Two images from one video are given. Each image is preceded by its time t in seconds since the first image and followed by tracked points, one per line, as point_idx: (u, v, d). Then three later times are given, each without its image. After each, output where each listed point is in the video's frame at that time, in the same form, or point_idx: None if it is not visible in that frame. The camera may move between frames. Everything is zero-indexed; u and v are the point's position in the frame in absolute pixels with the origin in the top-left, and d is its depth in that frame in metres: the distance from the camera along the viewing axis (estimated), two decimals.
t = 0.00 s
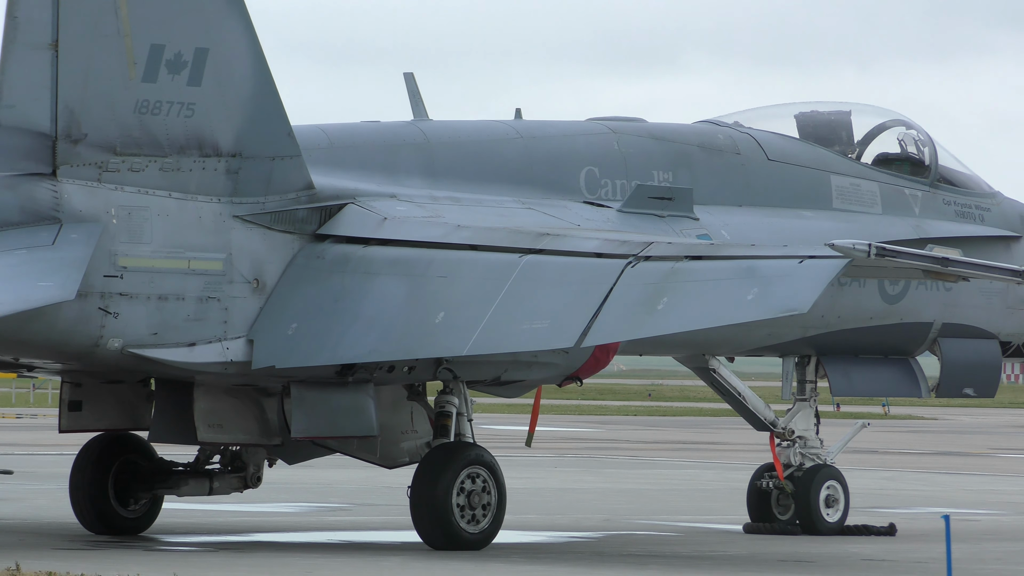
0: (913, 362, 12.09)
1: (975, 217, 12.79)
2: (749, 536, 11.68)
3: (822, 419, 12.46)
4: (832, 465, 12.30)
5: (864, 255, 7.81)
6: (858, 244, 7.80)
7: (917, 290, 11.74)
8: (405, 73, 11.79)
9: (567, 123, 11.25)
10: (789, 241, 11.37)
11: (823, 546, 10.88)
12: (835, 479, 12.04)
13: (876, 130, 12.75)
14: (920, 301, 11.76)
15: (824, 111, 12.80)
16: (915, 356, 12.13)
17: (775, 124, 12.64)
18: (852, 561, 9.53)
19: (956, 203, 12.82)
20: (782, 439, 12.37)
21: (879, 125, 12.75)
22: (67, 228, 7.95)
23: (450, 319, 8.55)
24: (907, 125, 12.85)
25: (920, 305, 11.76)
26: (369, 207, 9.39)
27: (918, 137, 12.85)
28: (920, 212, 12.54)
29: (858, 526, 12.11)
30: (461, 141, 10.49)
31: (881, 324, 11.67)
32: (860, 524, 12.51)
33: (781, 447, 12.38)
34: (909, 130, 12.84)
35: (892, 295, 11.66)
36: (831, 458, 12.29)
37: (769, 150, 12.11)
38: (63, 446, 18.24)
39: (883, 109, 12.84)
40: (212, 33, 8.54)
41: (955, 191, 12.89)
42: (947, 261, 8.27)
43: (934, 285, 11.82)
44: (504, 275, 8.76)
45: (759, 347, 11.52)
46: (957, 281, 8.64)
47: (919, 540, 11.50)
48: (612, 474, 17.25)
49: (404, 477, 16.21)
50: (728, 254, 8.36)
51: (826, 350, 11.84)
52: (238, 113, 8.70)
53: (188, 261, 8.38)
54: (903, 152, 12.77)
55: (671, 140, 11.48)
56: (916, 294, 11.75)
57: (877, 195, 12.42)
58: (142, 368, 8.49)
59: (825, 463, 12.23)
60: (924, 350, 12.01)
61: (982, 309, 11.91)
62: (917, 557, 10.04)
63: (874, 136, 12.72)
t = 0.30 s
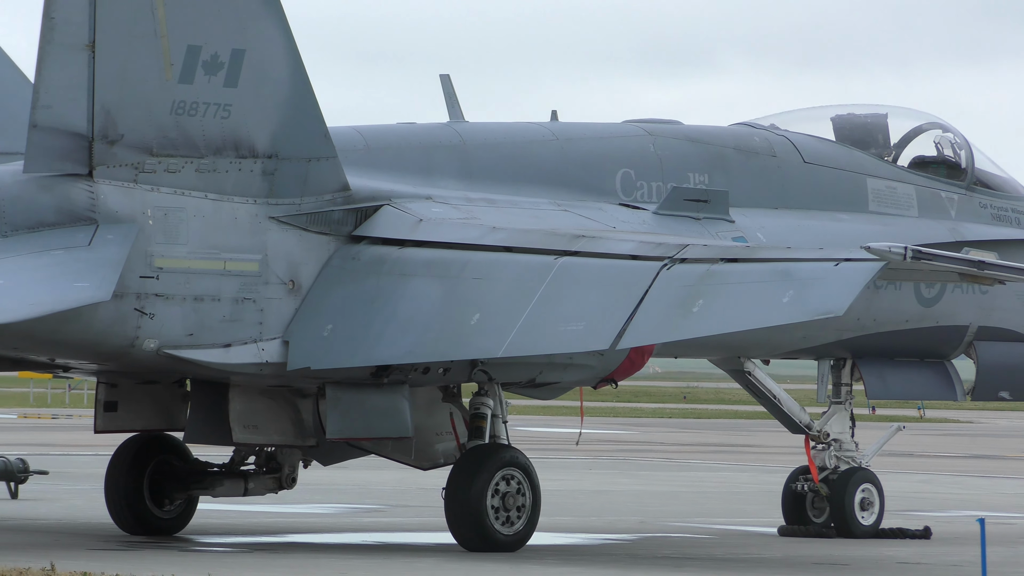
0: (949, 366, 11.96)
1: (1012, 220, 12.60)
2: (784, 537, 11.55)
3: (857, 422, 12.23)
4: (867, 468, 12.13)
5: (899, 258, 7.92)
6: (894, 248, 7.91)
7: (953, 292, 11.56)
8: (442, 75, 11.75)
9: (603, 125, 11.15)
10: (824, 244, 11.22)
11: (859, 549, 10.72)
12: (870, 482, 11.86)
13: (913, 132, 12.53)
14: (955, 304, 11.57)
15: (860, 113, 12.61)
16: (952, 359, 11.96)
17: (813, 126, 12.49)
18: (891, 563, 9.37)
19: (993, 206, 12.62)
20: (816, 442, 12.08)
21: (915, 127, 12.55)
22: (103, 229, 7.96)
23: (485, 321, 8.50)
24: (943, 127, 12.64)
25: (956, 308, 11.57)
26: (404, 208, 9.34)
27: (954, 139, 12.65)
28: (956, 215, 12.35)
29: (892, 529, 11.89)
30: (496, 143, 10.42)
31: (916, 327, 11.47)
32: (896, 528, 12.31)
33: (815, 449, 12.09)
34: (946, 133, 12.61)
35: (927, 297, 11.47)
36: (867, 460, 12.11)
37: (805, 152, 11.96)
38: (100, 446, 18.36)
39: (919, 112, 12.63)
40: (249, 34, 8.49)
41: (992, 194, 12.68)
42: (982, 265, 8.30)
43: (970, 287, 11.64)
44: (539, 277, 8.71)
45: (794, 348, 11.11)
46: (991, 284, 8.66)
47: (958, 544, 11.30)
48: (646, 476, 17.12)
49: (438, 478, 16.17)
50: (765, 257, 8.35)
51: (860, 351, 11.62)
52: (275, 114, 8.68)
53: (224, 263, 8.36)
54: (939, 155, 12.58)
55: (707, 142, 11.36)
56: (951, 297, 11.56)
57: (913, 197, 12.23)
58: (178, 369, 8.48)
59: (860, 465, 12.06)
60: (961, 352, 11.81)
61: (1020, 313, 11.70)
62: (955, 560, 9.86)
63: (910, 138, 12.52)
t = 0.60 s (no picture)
0: (982, 368, 11.79)
1: None
2: (815, 539, 11.39)
3: (889, 424, 12.07)
4: (899, 469, 11.95)
5: (932, 261, 7.63)
6: (927, 249, 7.63)
7: (986, 295, 11.36)
8: (474, 76, 11.70)
9: (635, 126, 11.05)
10: (854, 245, 11.07)
11: (891, 552, 10.55)
12: (902, 484, 11.71)
13: (946, 135, 12.34)
14: (989, 306, 11.38)
15: (893, 116, 12.46)
16: (984, 362, 11.81)
17: (847, 128, 12.35)
18: (929, 567, 9.22)
19: None
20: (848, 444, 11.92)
21: (947, 130, 12.36)
22: (136, 230, 7.95)
23: (517, 322, 8.43)
24: (976, 129, 12.43)
25: (990, 309, 11.38)
26: (436, 210, 9.29)
27: (987, 142, 12.47)
28: (989, 217, 12.20)
29: (925, 531, 11.73)
30: (528, 144, 10.35)
31: (948, 330, 11.27)
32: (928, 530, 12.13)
33: (847, 452, 11.92)
34: (979, 135, 12.42)
35: (960, 300, 11.26)
36: (899, 462, 11.92)
37: (838, 154, 11.80)
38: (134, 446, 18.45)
39: (952, 114, 12.44)
40: (282, 35, 8.46)
41: None
42: (1017, 267, 7.92)
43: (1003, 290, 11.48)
44: (571, 278, 8.64)
45: (826, 351, 10.85)
46: None
47: (994, 547, 11.11)
48: (678, 478, 16.99)
49: (469, 480, 16.10)
50: (797, 258, 8.22)
51: (891, 354, 11.52)
52: (307, 115, 8.66)
53: (257, 263, 8.34)
54: (972, 158, 12.40)
55: (740, 144, 11.23)
56: (984, 298, 11.35)
57: (945, 200, 12.05)
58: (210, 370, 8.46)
59: (892, 467, 11.87)
60: (994, 355, 11.66)
61: None
62: (988, 562, 9.68)
63: (944, 140, 12.35)
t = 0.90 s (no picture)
0: (1006, 370, 11.67)
1: None
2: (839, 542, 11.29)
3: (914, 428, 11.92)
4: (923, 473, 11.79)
5: (957, 263, 7.48)
6: (951, 252, 7.48)
7: (1010, 298, 11.26)
8: (498, 79, 11.67)
9: (658, 129, 10.98)
10: (881, 249, 10.97)
11: (916, 555, 10.44)
12: (926, 488, 11.55)
13: (971, 137, 12.28)
14: (1014, 309, 11.28)
15: (917, 118, 12.37)
16: (1009, 364, 11.68)
17: (870, 131, 12.26)
18: (958, 571, 9.09)
19: None
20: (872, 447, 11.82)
21: (972, 133, 12.29)
22: (159, 233, 7.95)
23: (541, 325, 8.39)
24: (1001, 133, 12.34)
25: (1014, 312, 11.27)
26: (460, 213, 9.27)
27: (1013, 145, 12.35)
28: (1014, 221, 12.10)
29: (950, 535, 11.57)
30: (552, 147, 10.29)
31: (972, 334, 11.14)
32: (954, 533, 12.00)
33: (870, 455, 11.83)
34: (1004, 138, 12.33)
35: (985, 303, 11.15)
36: (922, 466, 11.78)
37: (861, 157, 11.71)
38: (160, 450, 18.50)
39: (977, 117, 12.38)
40: (305, 38, 8.48)
41: None
42: None
43: None
44: (594, 282, 8.60)
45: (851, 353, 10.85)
46: None
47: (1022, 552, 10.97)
48: (702, 481, 16.90)
49: (492, 483, 16.06)
50: (819, 261, 8.22)
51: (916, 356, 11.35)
52: (331, 119, 8.67)
53: (280, 267, 8.33)
54: (997, 160, 12.27)
55: (764, 147, 11.15)
56: (1009, 302, 11.26)
57: (970, 202, 11.93)
58: (234, 373, 8.44)
59: (916, 471, 11.70)
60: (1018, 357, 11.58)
61: None
62: (1015, 566, 9.56)
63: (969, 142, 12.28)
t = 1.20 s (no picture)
0: None
1: None
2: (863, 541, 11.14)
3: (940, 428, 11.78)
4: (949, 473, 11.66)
5: (983, 262, 7.46)
6: (977, 251, 7.47)
7: None
8: (523, 79, 11.63)
9: (683, 129, 10.90)
10: (908, 250, 10.86)
11: (944, 555, 10.32)
12: (952, 488, 11.46)
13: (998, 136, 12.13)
14: None
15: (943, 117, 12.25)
16: None
17: (896, 131, 12.16)
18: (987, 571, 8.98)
19: None
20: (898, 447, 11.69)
21: (999, 132, 12.14)
22: (185, 233, 7.96)
23: (567, 325, 8.35)
24: None
25: None
26: (486, 213, 9.24)
27: None
28: None
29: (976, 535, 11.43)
30: (577, 147, 10.22)
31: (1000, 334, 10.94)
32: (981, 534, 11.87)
33: (897, 455, 11.68)
34: None
35: (1011, 303, 11.00)
36: (949, 466, 11.65)
37: (887, 156, 11.59)
38: (187, 450, 18.56)
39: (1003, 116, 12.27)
40: (331, 39, 8.47)
41: None
42: None
43: None
44: (620, 282, 8.56)
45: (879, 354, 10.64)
46: None
47: None
48: (729, 481, 16.79)
49: (517, 484, 16.02)
50: (846, 261, 8.20)
51: (943, 356, 11.31)
52: (356, 119, 8.66)
53: (306, 267, 8.31)
54: None
55: (790, 147, 11.05)
56: None
57: (996, 202, 11.79)
58: (259, 374, 8.43)
59: (942, 471, 11.58)
60: None
61: None
62: None
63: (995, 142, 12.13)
